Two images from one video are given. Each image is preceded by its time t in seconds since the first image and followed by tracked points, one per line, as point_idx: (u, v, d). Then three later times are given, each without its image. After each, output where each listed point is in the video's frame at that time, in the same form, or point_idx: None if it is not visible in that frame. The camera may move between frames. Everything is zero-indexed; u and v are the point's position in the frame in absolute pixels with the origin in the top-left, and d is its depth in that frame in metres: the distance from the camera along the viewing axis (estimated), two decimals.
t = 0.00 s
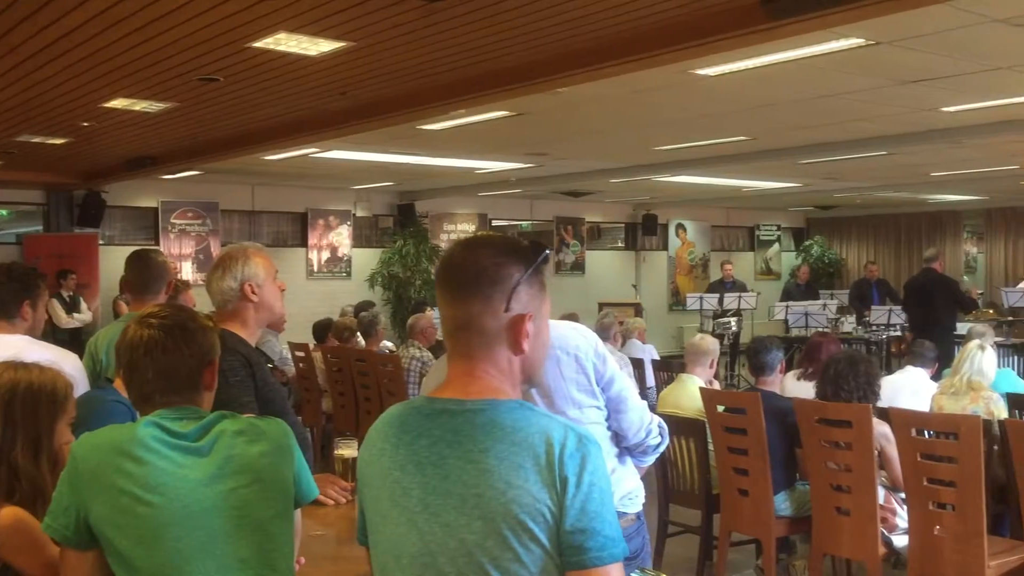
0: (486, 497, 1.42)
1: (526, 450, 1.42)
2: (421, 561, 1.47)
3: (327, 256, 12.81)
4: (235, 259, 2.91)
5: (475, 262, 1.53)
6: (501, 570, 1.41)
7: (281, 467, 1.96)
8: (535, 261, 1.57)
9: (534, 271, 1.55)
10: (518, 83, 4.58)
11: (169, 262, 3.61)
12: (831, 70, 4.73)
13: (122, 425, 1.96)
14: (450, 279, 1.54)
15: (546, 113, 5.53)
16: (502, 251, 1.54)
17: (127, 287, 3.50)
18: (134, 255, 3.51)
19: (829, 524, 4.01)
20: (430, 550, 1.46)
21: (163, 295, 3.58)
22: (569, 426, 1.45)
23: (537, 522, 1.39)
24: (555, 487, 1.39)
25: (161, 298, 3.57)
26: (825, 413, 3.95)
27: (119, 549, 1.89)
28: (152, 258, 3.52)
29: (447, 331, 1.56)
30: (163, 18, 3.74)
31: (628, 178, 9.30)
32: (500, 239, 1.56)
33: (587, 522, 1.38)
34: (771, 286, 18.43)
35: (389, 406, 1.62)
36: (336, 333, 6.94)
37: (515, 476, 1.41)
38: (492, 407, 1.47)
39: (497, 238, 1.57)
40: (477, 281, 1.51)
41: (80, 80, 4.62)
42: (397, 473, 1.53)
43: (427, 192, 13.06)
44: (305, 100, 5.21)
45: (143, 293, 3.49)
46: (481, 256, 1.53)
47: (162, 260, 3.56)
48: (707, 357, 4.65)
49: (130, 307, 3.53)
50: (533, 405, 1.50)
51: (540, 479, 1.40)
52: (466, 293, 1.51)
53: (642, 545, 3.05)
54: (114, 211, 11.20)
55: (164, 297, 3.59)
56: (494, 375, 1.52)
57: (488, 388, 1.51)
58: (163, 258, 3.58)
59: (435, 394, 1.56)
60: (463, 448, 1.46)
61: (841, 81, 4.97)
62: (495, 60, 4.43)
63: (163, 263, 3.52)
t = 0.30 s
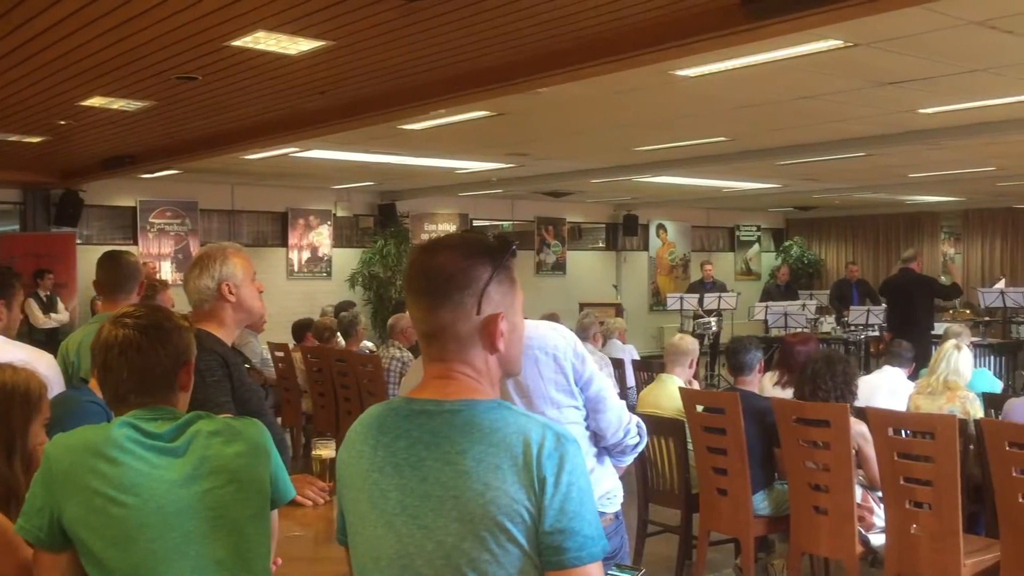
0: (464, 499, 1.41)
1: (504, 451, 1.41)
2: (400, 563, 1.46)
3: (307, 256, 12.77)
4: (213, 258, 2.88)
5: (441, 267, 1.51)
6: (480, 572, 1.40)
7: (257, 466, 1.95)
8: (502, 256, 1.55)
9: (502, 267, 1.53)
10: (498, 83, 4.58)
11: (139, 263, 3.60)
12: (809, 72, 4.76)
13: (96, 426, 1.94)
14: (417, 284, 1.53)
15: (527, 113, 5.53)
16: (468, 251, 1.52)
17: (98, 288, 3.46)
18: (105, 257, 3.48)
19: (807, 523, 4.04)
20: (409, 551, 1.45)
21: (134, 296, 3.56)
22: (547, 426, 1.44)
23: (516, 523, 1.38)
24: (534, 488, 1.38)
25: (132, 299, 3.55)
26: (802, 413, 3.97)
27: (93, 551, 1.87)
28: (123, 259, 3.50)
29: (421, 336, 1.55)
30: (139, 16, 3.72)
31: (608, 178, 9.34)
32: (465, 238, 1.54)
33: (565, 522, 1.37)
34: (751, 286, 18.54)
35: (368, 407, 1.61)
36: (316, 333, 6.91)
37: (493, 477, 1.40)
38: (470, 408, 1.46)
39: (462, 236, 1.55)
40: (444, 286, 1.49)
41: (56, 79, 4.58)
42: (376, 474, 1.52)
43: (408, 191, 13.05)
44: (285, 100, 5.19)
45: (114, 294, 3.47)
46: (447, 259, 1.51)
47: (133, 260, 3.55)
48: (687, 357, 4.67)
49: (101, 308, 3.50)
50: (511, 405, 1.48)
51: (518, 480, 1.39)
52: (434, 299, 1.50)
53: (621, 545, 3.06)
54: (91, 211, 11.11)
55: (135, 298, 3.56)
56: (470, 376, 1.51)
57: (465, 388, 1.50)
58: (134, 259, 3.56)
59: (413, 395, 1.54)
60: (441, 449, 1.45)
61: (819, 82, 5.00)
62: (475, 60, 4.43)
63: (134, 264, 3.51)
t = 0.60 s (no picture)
0: (440, 501, 1.39)
1: (481, 453, 1.39)
2: (376, 565, 1.43)
3: (285, 257, 12.73)
4: (185, 259, 2.84)
5: (413, 273, 1.50)
6: None
7: (229, 469, 1.92)
8: (476, 257, 1.54)
9: (475, 270, 1.52)
10: (477, 83, 4.57)
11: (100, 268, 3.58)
12: (785, 74, 4.78)
13: (66, 429, 1.91)
14: (390, 290, 1.52)
15: (505, 114, 5.53)
16: (441, 255, 1.51)
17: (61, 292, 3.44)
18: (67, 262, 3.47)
19: (782, 522, 4.06)
20: (386, 553, 1.43)
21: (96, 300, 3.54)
22: (525, 428, 1.42)
23: (492, 525, 1.36)
24: (510, 490, 1.36)
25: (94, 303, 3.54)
26: (778, 413, 3.99)
27: (62, 555, 1.84)
28: (85, 263, 3.48)
29: (396, 343, 1.54)
30: (113, 15, 3.69)
31: (585, 179, 9.37)
32: (438, 241, 1.53)
33: (541, 525, 1.35)
34: (728, 287, 18.64)
35: (347, 408, 1.59)
36: (293, 334, 6.89)
37: (469, 479, 1.37)
38: (448, 410, 1.44)
39: (435, 239, 1.54)
40: (416, 291, 1.48)
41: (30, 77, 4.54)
42: (354, 476, 1.50)
43: (386, 192, 13.04)
44: (262, 100, 5.16)
45: (78, 298, 3.47)
46: (419, 264, 1.50)
47: (96, 264, 3.53)
48: (664, 358, 4.68)
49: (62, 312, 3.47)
50: (489, 406, 1.46)
51: (495, 482, 1.37)
52: (408, 304, 1.49)
53: (596, 546, 3.06)
54: (65, 211, 11.00)
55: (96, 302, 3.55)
56: (448, 379, 1.49)
57: (441, 391, 1.48)
58: (92, 259, 3.54)
59: (391, 397, 1.53)
60: (418, 451, 1.43)
61: (796, 84, 5.02)
62: (453, 61, 4.41)
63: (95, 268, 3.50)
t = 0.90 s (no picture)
0: (414, 505, 1.38)
1: (455, 456, 1.38)
2: (349, 568, 1.42)
3: (260, 258, 12.67)
4: (155, 260, 2.80)
5: (385, 276, 1.49)
6: None
7: (200, 474, 1.88)
8: (448, 260, 1.54)
9: (448, 273, 1.52)
10: (453, 84, 4.56)
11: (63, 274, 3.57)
12: (760, 77, 4.82)
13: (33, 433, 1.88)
14: (362, 294, 1.50)
15: (481, 116, 5.54)
16: (415, 258, 1.50)
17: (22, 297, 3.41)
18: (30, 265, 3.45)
19: (756, 521, 4.08)
20: (360, 556, 1.41)
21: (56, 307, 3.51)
22: (498, 431, 1.41)
23: (466, 529, 1.35)
24: (484, 493, 1.35)
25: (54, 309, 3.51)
26: (751, 414, 4.00)
27: (29, 559, 1.82)
28: (49, 269, 3.47)
29: (370, 345, 1.53)
30: (84, 15, 3.67)
31: (561, 181, 9.39)
32: (410, 244, 1.52)
33: (516, 528, 1.34)
34: (703, 289, 18.73)
35: (319, 411, 1.57)
36: (268, 335, 6.86)
37: (443, 482, 1.37)
38: (422, 413, 1.43)
39: (408, 241, 1.53)
40: (389, 295, 1.48)
41: None
42: (327, 479, 1.48)
43: (362, 193, 13.02)
44: (237, 100, 5.13)
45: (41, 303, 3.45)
46: (392, 267, 1.49)
47: (59, 269, 3.52)
48: (639, 360, 4.70)
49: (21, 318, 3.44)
50: (463, 409, 1.45)
51: (469, 485, 1.36)
52: (382, 309, 1.48)
53: (570, 547, 3.06)
54: (37, 212, 10.89)
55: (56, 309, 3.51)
56: (423, 383, 1.49)
57: (415, 395, 1.47)
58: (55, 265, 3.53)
59: (363, 400, 1.52)
60: (392, 454, 1.41)
61: (770, 87, 5.06)
62: (430, 62, 4.41)
63: (57, 274, 3.49)
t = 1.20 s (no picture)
0: (378, 513, 1.37)
1: (419, 464, 1.37)
2: None
3: (231, 260, 12.57)
4: (126, 261, 2.73)
5: (370, 267, 1.49)
6: None
7: (164, 478, 1.84)
8: (433, 266, 1.54)
9: (434, 278, 1.52)
10: (425, 87, 4.57)
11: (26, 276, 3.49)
12: (731, 80, 4.85)
13: None
14: (346, 278, 1.50)
15: (454, 118, 5.54)
16: (401, 256, 1.50)
17: None
18: None
19: (727, 522, 4.10)
20: (324, 564, 1.40)
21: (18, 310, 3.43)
22: (464, 437, 1.41)
23: (430, 537, 1.35)
24: (448, 501, 1.35)
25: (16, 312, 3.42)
26: (722, 415, 4.03)
27: None
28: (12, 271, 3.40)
29: (343, 337, 1.51)
30: (51, 15, 3.63)
31: (533, 183, 9.40)
32: (398, 243, 1.52)
33: (480, 536, 1.34)
34: (676, 290, 18.81)
35: (283, 415, 1.55)
36: (240, 338, 6.82)
37: (408, 490, 1.36)
38: (387, 418, 1.42)
39: (396, 241, 1.53)
40: (374, 282, 1.47)
41: None
42: (290, 486, 1.46)
43: (335, 195, 12.98)
44: (207, 101, 5.10)
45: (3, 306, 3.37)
46: (379, 261, 1.49)
47: (23, 271, 3.45)
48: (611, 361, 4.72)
49: None
50: (428, 415, 1.44)
51: (433, 494, 1.36)
52: (362, 300, 1.47)
53: (540, 550, 3.05)
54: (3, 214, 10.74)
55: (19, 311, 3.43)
56: (389, 385, 1.47)
57: (381, 399, 1.45)
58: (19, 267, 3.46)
59: (328, 405, 1.49)
60: (356, 461, 1.40)
61: (741, 90, 5.10)
62: (402, 64, 4.41)
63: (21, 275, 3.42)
